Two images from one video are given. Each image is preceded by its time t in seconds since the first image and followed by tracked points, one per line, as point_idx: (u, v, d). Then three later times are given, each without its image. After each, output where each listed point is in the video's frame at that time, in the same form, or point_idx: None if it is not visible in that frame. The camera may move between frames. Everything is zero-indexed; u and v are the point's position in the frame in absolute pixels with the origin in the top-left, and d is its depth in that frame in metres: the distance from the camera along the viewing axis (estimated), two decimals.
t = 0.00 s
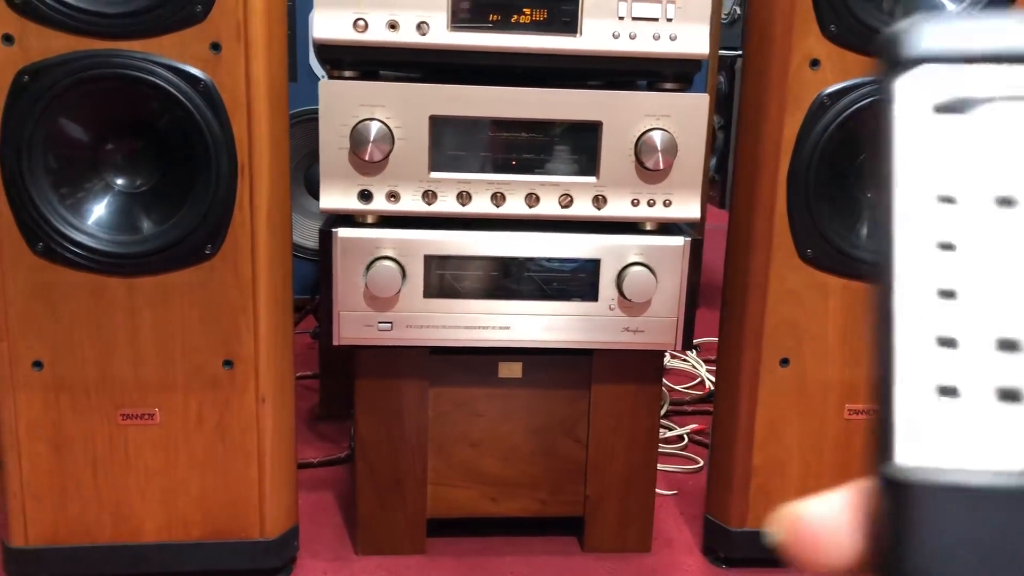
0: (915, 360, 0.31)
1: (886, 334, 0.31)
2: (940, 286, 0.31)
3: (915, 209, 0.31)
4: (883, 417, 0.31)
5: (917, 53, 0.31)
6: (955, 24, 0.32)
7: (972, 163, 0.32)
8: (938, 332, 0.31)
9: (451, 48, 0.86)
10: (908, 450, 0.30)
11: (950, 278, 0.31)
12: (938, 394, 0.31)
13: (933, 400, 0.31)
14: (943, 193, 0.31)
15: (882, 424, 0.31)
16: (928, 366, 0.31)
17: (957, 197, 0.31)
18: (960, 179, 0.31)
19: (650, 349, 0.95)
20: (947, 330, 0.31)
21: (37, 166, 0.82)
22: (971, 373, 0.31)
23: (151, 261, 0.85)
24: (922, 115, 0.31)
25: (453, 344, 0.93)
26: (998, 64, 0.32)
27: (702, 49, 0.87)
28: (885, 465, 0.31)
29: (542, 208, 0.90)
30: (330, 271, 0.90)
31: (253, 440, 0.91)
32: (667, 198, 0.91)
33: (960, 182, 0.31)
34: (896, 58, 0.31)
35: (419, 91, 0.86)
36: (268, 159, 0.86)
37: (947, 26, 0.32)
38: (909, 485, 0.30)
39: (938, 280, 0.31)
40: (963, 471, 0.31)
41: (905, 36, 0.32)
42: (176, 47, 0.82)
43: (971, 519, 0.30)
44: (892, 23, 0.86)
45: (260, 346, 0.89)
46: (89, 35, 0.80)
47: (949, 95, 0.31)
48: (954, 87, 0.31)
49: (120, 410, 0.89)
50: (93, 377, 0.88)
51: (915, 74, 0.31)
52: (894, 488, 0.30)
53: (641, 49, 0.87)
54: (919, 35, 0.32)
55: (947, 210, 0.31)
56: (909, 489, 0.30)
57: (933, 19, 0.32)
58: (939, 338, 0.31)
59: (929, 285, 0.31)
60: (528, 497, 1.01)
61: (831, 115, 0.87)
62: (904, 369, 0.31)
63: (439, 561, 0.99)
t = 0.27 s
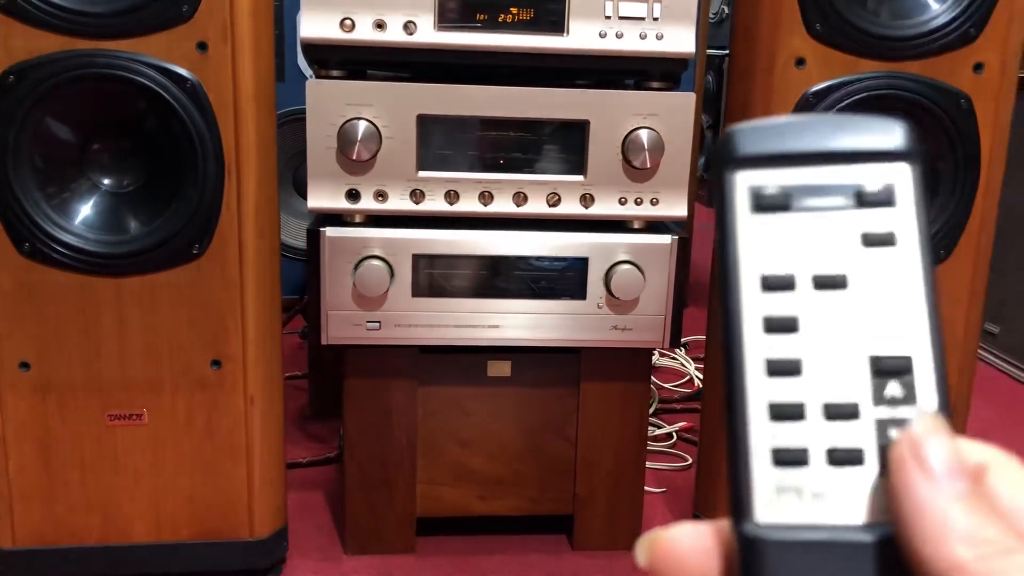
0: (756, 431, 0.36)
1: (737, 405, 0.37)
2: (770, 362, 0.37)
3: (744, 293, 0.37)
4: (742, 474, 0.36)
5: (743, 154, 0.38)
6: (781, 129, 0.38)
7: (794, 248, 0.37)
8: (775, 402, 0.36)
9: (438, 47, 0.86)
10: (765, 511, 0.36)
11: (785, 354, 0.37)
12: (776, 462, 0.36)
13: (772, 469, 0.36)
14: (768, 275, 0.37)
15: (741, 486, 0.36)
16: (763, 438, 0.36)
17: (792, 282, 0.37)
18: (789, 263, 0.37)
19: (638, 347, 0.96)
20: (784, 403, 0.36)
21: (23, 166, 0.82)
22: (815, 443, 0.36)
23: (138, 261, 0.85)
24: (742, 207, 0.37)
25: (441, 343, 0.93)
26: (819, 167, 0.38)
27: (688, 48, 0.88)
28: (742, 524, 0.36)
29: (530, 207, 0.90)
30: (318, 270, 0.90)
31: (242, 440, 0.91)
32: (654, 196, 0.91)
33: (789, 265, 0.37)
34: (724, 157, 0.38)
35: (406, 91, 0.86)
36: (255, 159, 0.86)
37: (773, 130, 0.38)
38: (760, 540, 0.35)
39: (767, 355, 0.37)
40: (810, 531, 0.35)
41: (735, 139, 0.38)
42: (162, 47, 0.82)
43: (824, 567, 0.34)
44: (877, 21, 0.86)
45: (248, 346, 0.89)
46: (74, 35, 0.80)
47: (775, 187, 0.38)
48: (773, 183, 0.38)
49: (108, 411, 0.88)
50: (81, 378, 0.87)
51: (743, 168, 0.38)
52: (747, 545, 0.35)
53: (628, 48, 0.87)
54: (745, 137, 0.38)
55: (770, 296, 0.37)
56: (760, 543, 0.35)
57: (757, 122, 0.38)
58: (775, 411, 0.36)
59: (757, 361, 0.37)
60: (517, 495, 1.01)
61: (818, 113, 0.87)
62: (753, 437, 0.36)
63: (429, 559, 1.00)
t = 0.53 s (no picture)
0: (738, 446, 0.37)
1: (720, 423, 0.38)
2: (751, 381, 0.38)
3: (725, 315, 0.38)
4: (725, 489, 0.37)
5: (721, 184, 0.40)
6: (756, 160, 0.40)
7: (771, 273, 0.39)
8: (756, 419, 0.37)
9: (429, 43, 0.86)
10: (750, 524, 0.37)
11: (765, 374, 0.38)
12: (757, 476, 0.37)
13: (754, 483, 0.37)
14: (747, 297, 0.38)
15: (725, 500, 0.37)
16: (745, 452, 0.37)
17: (772, 305, 0.38)
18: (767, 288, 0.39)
19: (629, 343, 0.96)
20: (764, 420, 0.37)
21: (11, 162, 0.81)
22: (795, 459, 0.37)
23: (128, 257, 0.84)
24: (721, 233, 0.39)
25: (433, 339, 0.93)
26: (792, 198, 0.40)
27: (679, 44, 0.88)
28: (726, 538, 0.37)
29: (521, 203, 0.90)
30: (309, 266, 0.90)
31: (232, 437, 0.91)
32: (645, 192, 0.91)
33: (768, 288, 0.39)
34: (703, 186, 0.40)
35: (397, 87, 0.86)
36: (245, 155, 0.86)
37: (749, 162, 0.40)
38: (745, 552, 0.36)
39: (747, 375, 0.38)
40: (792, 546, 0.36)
41: (711, 170, 0.40)
42: (152, 42, 0.81)
43: None
44: (867, 18, 0.87)
45: (239, 343, 0.89)
46: (63, 29, 0.80)
47: (751, 215, 0.39)
48: (749, 211, 0.39)
49: (98, 408, 0.88)
50: (70, 375, 0.87)
51: (720, 197, 0.40)
52: (732, 557, 0.36)
53: (619, 44, 0.87)
54: (721, 168, 0.40)
55: (749, 317, 0.38)
56: (744, 557, 0.36)
57: (733, 154, 0.40)
58: (756, 428, 0.37)
59: (738, 380, 0.38)
60: (509, 491, 1.01)
61: (808, 109, 0.87)
62: (736, 452, 0.37)
63: (420, 556, 1.00)
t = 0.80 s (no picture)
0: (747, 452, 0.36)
1: (730, 427, 0.37)
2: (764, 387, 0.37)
3: (738, 321, 0.38)
4: (735, 494, 0.36)
5: (739, 187, 0.39)
6: (775, 166, 0.40)
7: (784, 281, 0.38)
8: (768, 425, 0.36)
9: (424, 41, 0.86)
10: (759, 531, 0.36)
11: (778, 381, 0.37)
12: (767, 483, 0.36)
13: (765, 489, 0.36)
14: (760, 304, 0.38)
15: (735, 506, 0.36)
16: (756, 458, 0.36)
17: (784, 311, 0.38)
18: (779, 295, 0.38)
19: (624, 341, 0.96)
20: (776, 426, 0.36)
21: (6, 159, 0.81)
22: (805, 466, 0.36)
23: (123, 255, 0.84)
24: (736, 238, 0.38)
25: (427, 337, 0.93)
26: (807, 205, 0.39)
27: (674, 42, 0.88)
28: (735, 544, 0.35)
29: (516, 202, 0.90)
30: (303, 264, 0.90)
31: (227, 435, 0.91)
32: (640, 191, 0.91)
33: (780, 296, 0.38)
34: (718, 189, 0.39)
35: (392, 85, 0.86)
36: (240, 153, 0.86)
37: (767, 167, 0.39)
38: (754, 561, 0.35)
39: (760, 382, 0.37)
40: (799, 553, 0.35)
41: (729, 174, 0.39)
42: (146, 40, 0.81)
43: None
44: (862, 17, 0.87)
45: (234, 341, 0.89)
46: (57, 27, 0.79)
47: (767, 220, 0.39)
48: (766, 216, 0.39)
49: (92, 406, 0.88)
50: (65, 373, 0.87)
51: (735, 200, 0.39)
52: (742, 565, 0.35)
53: (614, 43, 0.87)
54: (738, 171, 0.39)
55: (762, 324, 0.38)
56: (751, 564, 0.35)
57: (751, 158, 0.40)
58: (767, 433, 0.36)
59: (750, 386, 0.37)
60: (504, 490, 1.01)
61: (803, 108, 0.88)
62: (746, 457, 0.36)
63: (415, 554, 1.00)
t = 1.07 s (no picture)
0: (756, 448, 0.34)
1: (735, 422, 0.34)
2: (770, 379, 0.34)
3: (742, 309, 0.35)
4: (743, 493, 0.34)
5: (745, 168, 0.36)
6: (778, 144, 0.37)
7: (789, 265, 0.36)
8: (776, 419, 0.34)
9: (420, 39, 0.86)
10: (769, 529, 0.34)
11: (783, 372, 0.34)
12: (777, 480, 0.34)
13: (774, 485, 0.34)
14: (766, 289, 0.35)
15: (744, 507, 0.34)
16: (763, 454, 0.34)
17: (790, 297, 0.35)
18: (785, 280, 0.35)
19: (620, 340, 0.96)
20: (783, 419, 0.34)
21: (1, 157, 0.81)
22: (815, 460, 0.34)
23: (118, 253, 0.84)
24: (739, 219, 0.36)
25: (424, 336, 0.93)
26: (811, 187, 0.37)
27: (670, 40, 0.88)
28: (745, 544, 0.33)
29: (512, 200, 0.90)
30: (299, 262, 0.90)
31: (223, 433, 0.91)
32: (636, 189, 0.92)
33: (786, 281, 0.35)
34: (719, 168, 0.37)
35: (387, 83, 0.86)
36: (236, 151, 0.86)
37: (769, 144, 0.37)
38: (766, 562, 0.33)
39: (766, 373, 0.34)
40: (812, 552, 0.33)
41: (730, 154, 0.36)
42: (142, 37, 0.81)
43: None
44: (858, 15, 0.87)
45: (229, 339, 0.88)
46: (52, 24, 0.79)
47: (770, 202, 0.36)
48: (768, 198, 0.36)
49: (87, 404, 0.88)
50: (60, 371, 0.87)
51: (737, 180, 0.36)
52: (752, 566, 0.33)
53: (610, 41, 0.87)
54: (739, 149, 0.37)
55: (769, 312, 0.35)
56: (764, 567, 0.33)
57: (754, 135, 0.37)
58: (774, 427, 0.34)
59: (757, 378, 0.34)
60: (500, 488, 1.01)
61: (799, 107, 0.88)
62: (752, 453, 0.34)
63: (411, 552, 1.00)
